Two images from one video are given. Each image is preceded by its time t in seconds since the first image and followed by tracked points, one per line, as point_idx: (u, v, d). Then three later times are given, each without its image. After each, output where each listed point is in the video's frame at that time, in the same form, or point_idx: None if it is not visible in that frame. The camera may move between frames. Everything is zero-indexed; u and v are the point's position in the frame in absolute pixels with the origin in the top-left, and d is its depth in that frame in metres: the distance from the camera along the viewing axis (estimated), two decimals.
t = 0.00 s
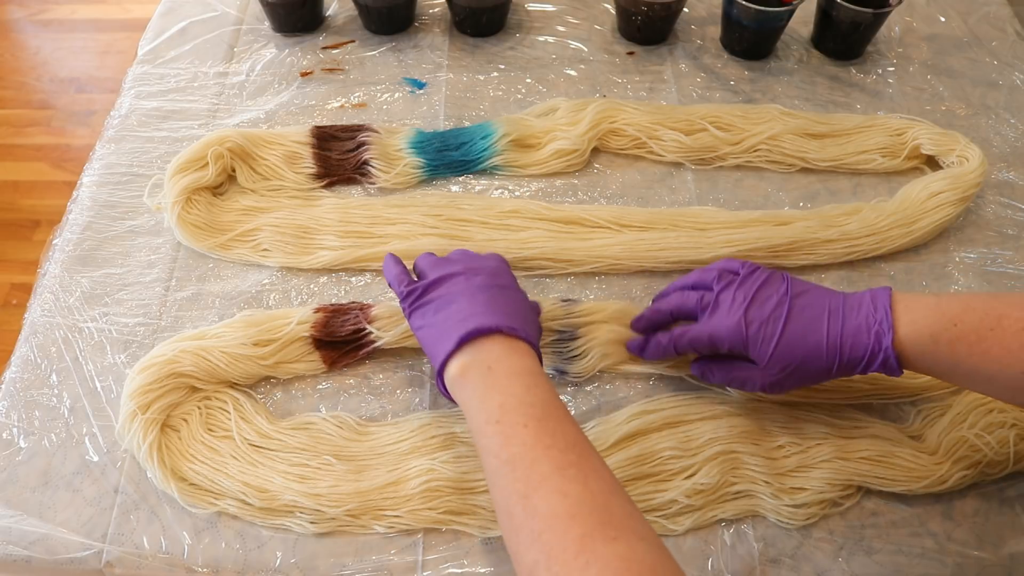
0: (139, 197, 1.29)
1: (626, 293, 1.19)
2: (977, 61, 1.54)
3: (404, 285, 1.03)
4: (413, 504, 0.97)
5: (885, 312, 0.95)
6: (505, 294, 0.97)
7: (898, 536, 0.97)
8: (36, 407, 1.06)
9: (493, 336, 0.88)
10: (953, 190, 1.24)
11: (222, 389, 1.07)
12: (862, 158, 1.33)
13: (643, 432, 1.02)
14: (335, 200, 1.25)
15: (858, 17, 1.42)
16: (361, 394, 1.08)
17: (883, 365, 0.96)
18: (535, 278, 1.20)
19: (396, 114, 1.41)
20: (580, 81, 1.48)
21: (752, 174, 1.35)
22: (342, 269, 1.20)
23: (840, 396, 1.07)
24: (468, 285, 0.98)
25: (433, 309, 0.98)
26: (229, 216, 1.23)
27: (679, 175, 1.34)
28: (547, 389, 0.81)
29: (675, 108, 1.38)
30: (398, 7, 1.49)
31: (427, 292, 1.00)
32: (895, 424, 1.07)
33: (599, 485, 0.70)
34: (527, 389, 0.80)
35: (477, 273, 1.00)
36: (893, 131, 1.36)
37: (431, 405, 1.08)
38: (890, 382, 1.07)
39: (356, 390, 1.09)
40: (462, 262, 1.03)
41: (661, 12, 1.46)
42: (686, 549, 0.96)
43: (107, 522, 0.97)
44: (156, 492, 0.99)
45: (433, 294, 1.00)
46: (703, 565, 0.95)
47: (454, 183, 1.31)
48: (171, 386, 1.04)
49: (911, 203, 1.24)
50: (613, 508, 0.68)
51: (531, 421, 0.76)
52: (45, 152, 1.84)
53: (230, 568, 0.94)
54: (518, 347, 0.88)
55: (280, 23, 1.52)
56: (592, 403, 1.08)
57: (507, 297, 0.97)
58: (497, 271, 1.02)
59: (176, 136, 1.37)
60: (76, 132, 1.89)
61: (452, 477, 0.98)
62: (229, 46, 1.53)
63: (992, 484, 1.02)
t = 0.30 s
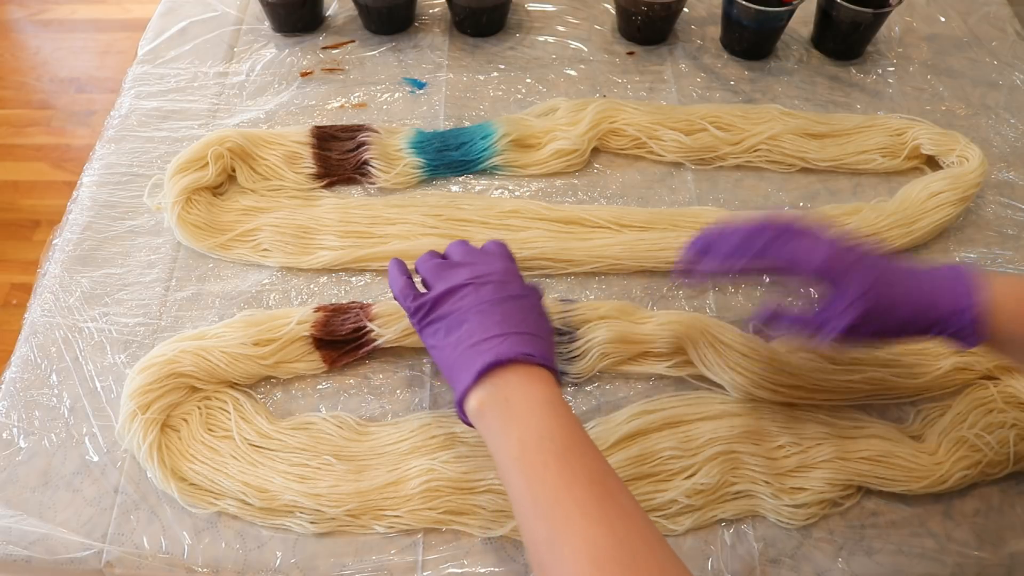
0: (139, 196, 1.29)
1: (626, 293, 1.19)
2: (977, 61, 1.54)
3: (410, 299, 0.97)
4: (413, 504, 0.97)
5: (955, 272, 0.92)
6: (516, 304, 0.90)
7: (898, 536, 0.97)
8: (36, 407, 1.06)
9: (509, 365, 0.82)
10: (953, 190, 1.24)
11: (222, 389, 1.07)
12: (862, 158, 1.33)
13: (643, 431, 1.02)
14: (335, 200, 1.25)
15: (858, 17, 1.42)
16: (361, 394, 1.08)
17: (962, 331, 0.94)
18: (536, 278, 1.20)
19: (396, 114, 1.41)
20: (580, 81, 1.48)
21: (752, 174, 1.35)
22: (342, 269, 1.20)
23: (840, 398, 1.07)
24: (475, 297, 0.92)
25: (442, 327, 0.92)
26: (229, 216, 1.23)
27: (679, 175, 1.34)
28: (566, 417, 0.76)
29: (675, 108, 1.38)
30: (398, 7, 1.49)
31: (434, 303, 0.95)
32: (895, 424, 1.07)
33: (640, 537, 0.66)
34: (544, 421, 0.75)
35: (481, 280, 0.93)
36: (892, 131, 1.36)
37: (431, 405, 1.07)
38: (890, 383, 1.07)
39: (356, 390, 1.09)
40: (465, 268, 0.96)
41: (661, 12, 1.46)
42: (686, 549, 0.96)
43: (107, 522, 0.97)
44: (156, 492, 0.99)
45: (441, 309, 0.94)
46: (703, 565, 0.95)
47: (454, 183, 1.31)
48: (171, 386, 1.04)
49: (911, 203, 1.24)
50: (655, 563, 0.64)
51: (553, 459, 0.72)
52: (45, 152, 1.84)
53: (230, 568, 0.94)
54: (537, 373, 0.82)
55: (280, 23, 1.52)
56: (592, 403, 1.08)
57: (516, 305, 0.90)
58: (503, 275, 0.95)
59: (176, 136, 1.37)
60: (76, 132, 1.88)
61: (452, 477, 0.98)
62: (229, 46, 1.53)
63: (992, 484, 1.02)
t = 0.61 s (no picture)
0: (139, 197, 1.29)
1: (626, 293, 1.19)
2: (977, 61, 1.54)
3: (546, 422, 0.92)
4: (413, 504, 0.97)
5: None
6: (744, 543, 0.80)
7: (898, 536, 0.97)
8: (36, 407, 1.06)
9: (705, 549, 0.79)
10: (953, 190, 1.24)
11: (222, 389, 1.07)
12: (862, 158, 1.33)
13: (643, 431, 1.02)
14: (335, 200, 1.25)
15: (858, 17, 1.42)
16: (361, 394, 1.08)
17: None
18: (536, 278, 1.20)
19: (396, 114, 1.41)
20: (580, 81, 1.48)
21: (752, 174, 1.35)
22: (342, 269, 1.20)
23: (839, 397, 1.07)
24: (622, 423, 0.88)
25: (588, 461, 0.91)
26: (229, 216, 1.22)
27: (679, 175, 1.34)
28: None
29: (675, 108, 1.38)
30: (398, 8, 1.49)
31: (572, 422, 0.92)
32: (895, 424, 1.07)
33: None
34: None
35: (623, 401, 0.88)
36: (893, 131, 1.36)
37: (431, 404, 1.07)
38: (889, 384, 1.08)
39: (357, 390, 1.09)
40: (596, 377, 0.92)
41: (661, 12, 1.46)
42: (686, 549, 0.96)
43: (107, 522, 0.97)
44: (156, 492, 0.99)
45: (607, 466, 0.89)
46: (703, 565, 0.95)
47: (454, 183, 1.31)
48: (171, 386, 1.04)
49: (911, 203, 1.24)
50: None
51: None
52: (45, 152, 1.84)
53: (230, 568, 0.94)
54: (736, 550, 0.79)
55: (281, 23, 1.52)
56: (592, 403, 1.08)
57: (666, 420, 0.87)
58: (642, 385, 0.89)
59: (176, 136, 1.37)
60: (76, 132, 1.88)
61: (452, 477, 0.98)
62: (229, 46, 1.53)
63: (992, 484, 1.02)
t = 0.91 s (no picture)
0: (139, 197, 1.29)
1: (626, 293, 1.19)
2: (977, 61, 1.54)
3: (676, 548, 0.79)
4: (413, 504, 0.97)
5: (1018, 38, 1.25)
6: None
7: (898, 536, 0.97)
8: (36, 407, 1.06)
9: None
10: (953, 190, 1.24)
11: (222, 389, 1.07)
12: (862, 158, 1.33)
13: (643, 431, 1.02)
14: (335, 200, 1.25)
15: (858, 17, 1.42)
16: (361, 394, 1.08)
17: None
18: (535, 278, 1.20)
19: (396, 114, 1.41)
20: (580, 81, 1.48)
21: (752, 174, 1.35)
22: (342, 269, 1.20)
23: (840, 397, 1.07)
24: (764, 553, 0.74)
25: None
26: (229, 216, 1.22)
27: (679, 175, 1.34)
28: None
29: (675, 108, 1.38)
30: (398, 8, 1.49)
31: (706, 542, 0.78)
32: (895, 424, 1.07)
33: None
34: None
35: (766, 530, 0.74)
36: (893, 131, 1.36)
37: (431, 404, 1.07)
38: (889, 384, 1.08)
39: (357, 391, 1.09)
40: (735, 496, 0.77)
41: (661, 12, 1.46)
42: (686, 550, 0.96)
43: (107, 522, 0.97)
44: (156, 492, 0.99)
45: None
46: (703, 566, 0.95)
47: (454, 183, 1.31)
48: (171, 386, 1.04)
49: (911, 203, 1.24)
50: None
51: None
52: (45, 152, 1.84)
53: (230, 568, 0.94)
54: None
55: (281, 23, 1.52)
56: (592, 403, 1.08)
57: (815, 549, 0.73)
58: (788, 510, 0.74)
59: (176, 136, 1.37)
60: (76, 132, 1.88)
61: (452, 477, 0.98)
62: (229, 46, 1.53)
63: (992, 484, 1.02)
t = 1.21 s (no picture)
0: (139, 197, 1.29)
1: (626, 293, 1.19)
2: (977, 61, 1.54)
3: (731, 563, 0.81)
4: (413, 504, 0.97)
5: None
6: None
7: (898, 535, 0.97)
8: (36, 407, 1.06)
9: None
10: (953, 190, 1.24)
11: (222, 389, 1.07)
12: (862, 157, 1.33)
13: (643, 431, 1.02)
14: (335, 200, 1.25)
15: (857, 17, 1.42)
16: (361, 394, 1.08)
17: None
18: (535, 278, 1.20)
19: (396, 114, 1.41)
20: (580, 81, 1.48)
21: (752, 174, 1.35)
22: (342, 269, 1.20)
23: (840, 397, 1.07)
24: (823, 568, 0.75)
25: None
26: (229, 216, 1.22)
27: (679, 175, 1.34)
28: None
29: (675, 108, 1.38)
30: (398, 8, 1.49)
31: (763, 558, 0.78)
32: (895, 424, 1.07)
33: None
34: None
35: (824, 543, 0.75)
36: (893, 131, 1.36)
37: (431, 404, 1.07)
38: (889, 384, 1.08)
39: (357, 391, 1.09)
40: (790, 510, 0.79)
41: (661, 12, 1.47)
42: (686, 550, 0.96)
43: (107, 522, 0.97)
44: (156, 492, 1.00)
45: None
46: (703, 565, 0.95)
47: (454, 183, 1.31)
48: (171, 385, 1.04)
49: (911, 203, 1.24)
50: None
51: None
52: (45, 152, 1.84)
53: (230, 568, 0.94)
54: None
55: (281, 23, 1.52)
56: (592, 403, 1.08)
57: (874, 563, 0.74)
58: (847, 523, 0.75)
59: (176, 136, 1.37)
60: (75, 132, 1.88)
61: (452, 477, 0.98)
62: (229, 46, 1.53)
63: (992, 484, 1.02)
